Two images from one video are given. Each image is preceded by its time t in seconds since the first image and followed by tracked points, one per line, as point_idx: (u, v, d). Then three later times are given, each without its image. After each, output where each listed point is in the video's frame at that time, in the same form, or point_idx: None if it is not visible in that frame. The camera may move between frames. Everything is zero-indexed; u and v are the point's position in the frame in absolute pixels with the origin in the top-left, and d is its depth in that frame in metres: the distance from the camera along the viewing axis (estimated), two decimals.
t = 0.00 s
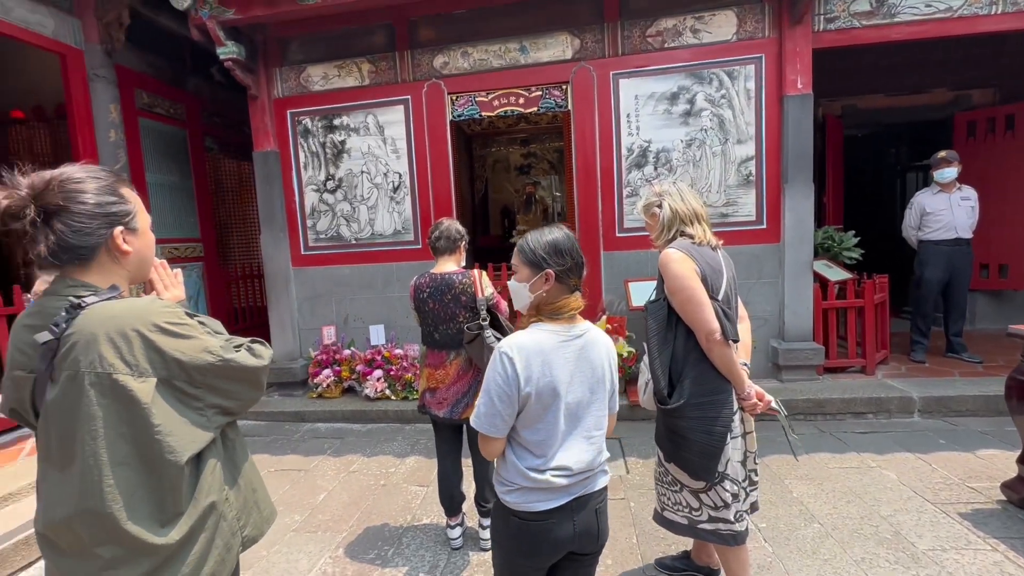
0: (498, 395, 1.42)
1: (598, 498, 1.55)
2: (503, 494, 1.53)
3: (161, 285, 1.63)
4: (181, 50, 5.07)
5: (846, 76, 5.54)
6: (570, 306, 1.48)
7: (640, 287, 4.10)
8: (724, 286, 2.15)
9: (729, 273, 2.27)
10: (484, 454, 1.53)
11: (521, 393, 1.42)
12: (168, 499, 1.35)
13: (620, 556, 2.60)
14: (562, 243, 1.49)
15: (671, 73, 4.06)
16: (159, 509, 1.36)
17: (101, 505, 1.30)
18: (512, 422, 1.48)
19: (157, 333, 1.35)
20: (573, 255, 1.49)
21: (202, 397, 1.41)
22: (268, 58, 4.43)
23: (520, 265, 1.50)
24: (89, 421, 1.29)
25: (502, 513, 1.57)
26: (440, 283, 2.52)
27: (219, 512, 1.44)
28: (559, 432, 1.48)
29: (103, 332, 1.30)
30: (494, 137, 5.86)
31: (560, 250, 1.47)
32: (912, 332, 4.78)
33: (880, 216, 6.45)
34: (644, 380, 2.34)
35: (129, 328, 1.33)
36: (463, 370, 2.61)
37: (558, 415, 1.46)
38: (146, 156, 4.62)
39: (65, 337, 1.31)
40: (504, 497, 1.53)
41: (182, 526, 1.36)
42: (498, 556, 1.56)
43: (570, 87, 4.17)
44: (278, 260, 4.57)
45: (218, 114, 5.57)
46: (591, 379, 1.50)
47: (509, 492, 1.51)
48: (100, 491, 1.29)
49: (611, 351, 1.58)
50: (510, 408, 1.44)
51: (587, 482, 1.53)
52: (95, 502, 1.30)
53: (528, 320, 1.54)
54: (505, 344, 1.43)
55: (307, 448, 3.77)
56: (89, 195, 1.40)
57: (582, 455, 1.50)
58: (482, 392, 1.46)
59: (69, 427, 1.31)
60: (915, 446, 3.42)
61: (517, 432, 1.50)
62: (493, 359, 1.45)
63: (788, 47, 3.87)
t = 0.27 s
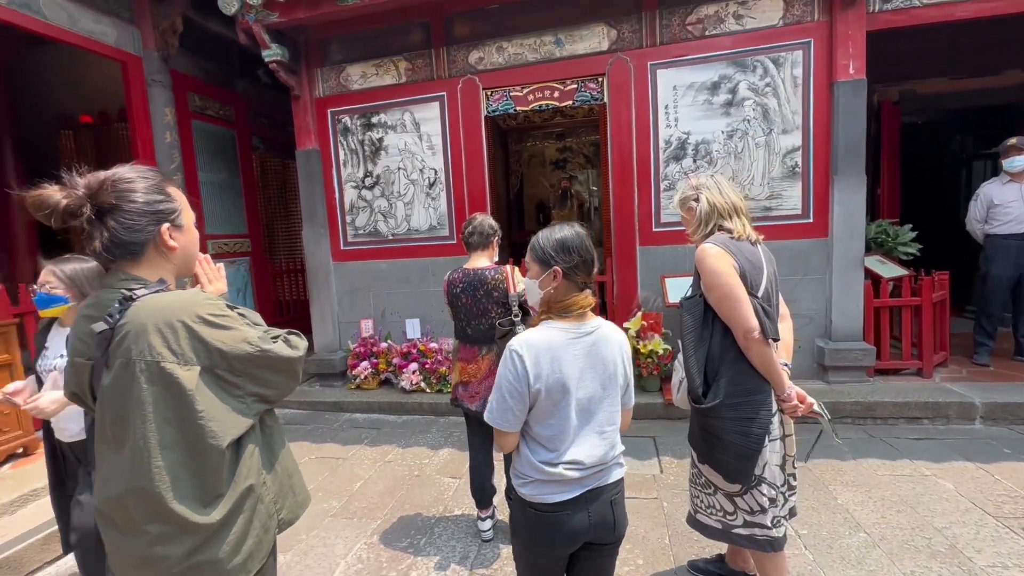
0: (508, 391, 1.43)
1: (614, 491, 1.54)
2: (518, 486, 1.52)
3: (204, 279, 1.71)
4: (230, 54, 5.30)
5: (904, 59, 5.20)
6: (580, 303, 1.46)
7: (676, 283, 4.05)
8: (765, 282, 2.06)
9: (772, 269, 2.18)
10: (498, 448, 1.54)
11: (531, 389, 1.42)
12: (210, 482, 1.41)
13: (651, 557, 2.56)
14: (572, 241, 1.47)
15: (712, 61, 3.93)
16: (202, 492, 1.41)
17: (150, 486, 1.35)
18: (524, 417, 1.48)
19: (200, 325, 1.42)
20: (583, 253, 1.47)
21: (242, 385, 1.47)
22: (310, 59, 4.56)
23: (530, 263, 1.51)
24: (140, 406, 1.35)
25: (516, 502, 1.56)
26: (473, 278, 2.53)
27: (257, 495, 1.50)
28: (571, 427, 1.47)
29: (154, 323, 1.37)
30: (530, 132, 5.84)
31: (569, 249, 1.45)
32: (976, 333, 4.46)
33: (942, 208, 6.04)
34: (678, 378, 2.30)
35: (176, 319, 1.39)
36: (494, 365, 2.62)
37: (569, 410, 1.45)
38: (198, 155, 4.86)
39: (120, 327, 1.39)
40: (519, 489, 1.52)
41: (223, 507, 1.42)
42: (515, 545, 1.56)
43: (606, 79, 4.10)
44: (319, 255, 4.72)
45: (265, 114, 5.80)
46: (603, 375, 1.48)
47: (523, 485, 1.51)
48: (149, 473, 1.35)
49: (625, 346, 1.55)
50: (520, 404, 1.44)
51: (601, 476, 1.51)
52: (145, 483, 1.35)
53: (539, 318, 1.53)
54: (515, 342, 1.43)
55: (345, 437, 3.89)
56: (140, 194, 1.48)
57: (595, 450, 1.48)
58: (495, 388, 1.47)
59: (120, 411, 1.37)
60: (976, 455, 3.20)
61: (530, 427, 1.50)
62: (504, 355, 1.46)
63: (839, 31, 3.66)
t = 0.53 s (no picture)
0: (512, 383, 1.45)
1: (619, 475, 1.53)
2: (525, 467, 1.54)
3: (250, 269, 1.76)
4: (282, 56, 5.52)
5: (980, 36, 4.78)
6: (580, 297, 1.45)
7: (720, 278, 3.91)
8: (812, 276, 1.95)
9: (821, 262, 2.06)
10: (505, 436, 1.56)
11: (533, 381, 1.43)
12: (251, 461, 1.44)
13: (686, 557, 2.49)
14: (571, 237, 1.46)
15: (762, 46, 3.75)
16: (244, 470, 1.44)
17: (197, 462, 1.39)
18: (529, 407, 1.49)
19: (245, 314, 1.44)
20: (582, 248, 1.46)
21: (280, 371, 1.48)
22: (355, 58, 4.69)
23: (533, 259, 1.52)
24: (190, 386, 1.39)
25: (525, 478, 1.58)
26: (509, 271, 2.54)
27: (294, 476, 1.52)
28: (575, 417, 1.47)
29: (201, 312, 1.41)
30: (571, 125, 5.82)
31: (568, 244, 1.45)
32: None
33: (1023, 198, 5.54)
34: (716, 376, 2.23)
35: (222, 308, 1.43)
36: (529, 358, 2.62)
37: (571, 399, 1.45)
38: (252, 153, 5.11)
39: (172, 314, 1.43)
40: (525, 470, 1.54)
41: (263, 485, 1.45)
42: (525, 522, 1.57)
43: (648, 68, 4.00)
44: (364, 248, 4.87)
45: (314, 112, 6.02)
46: (606, 367, 1.47)
47: (529, 468, 1.53)
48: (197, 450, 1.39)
49: (629, 338, 1.53)
50: (524, 395, 1.45)
51: (605, 462, 1.50)
52: (193, 459, 1.39)
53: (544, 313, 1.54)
54: (518, 335, 1.45)
55: (386, 425, 4.01)
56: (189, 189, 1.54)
57: (597, 438, 1.48)
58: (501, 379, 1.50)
59: (172, 391, 1.42)
60: None
61: (535, 416, 1.51)
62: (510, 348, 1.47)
63: (905, 8, 3.40)
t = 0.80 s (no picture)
0: (537, 368, 1.44)
1: (646, 462, 1.52)
2: (551, 451, 1.54)
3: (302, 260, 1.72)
4: (338, 55, 5.73)
5: None
6: (606, 286, 1.44)
7: (773, 272, 3.67)
8: (873, 270, 1.82)
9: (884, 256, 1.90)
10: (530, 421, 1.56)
11: (561, 368, 1.42)
12: (301, 437, 1.43)
13: (731, 559, 2.40)
14: (596, 226, 1.45)
15: (826, 26, 3.52)
16: (294, 445, 1.43)
17: (250, 437, 1.39)
18: (556, 393, 1.48)
19: (297, 300, 1.44)
20: (608, 237, 1.44)
21: (329, 355, 1.47)
22: (406, 54, 4.79)
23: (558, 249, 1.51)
24: (245, 365, 1.39)
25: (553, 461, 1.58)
26: (552, 263, 2.51)
27: (342, 455, 1.49)
28: (601, 403, 1.46)
29: (256, 295, 1.41)
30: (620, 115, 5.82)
31: (592, 233, 1.43)
32: None
33: None
34: (765, 373, 2.14)
35: (277, 293, 1.42)
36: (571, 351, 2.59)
37: (598, 386, 1.44)
38: (310, 149, 5.34)
39: (233, 298, 1.44)
40: (551, 454, 1.54)
41: (313, 461, 1.43)
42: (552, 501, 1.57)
43: (701, 54, 3.85)
44: (412, 240, 4.99)
45: (367, 109, 6.22)
46: (631, 355, 1.46)
47: (555, 453, 1.52)
48: (251, 424, 1.39)
49: (652, 327, 1.52)
50: (552, 381, 1.44)
51: (631, 449, 1.49)
52: (248, 433, 1.39)
53: (571, 303, 1.54)
54: (545, 322, 1.43)
55: (432, 413, 4.11)
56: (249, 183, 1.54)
57: (623, 425, 1.47)
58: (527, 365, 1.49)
59: (230, 369, 1.43)
60: None
61: (561, 402, 1.50)
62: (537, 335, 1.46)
63: None
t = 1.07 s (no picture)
0: (628, 372, 1.36)
1: (726, 463, 1.51)
2: (631, 456, 1.49)
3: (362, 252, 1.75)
4: (397, 53, 5.89)
5: None
6: (684, 279, 1.41)
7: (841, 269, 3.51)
8: (955, 267, 1.60)
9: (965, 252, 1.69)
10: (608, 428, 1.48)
11: (652, 369, 1.36)
12: (361, 417, 1.48)
13: (786, 566, 2.30)
14: (666, 218, 1.42)
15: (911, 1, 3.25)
16: (354, 425, 1.49)
17: (314, 415, 1.46)
18: (642, 397, 1.42)
19: (359, 290, 1.48)
20: (680, 229, 1.42)
21: (385, 342, 1.52)
22: (461, 49, 4.86)
23: (625, 245, 1.48)
24: (309, 349, 1.45)
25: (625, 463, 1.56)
26: (603, 257, 2.47)
27: (396, 437, 1.54)
28: (691, 403, 1.42)
29: (320, 284, 1.45)
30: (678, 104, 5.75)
31: (666, 225, 1.41)
32: None
33: None
34: (827, 375, 1.99)
35: (339, 283, 1.47)
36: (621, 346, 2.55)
37: (689, 386, 1.40)
38: (369, 144, 5.54)
39: (299, 286, 1.50)
40: (632, 460, 1.49)
41: (370, 441, 1.49)
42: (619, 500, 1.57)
43: (768, 37, 3.67)
44: (466, 233, 5.07)
45: (424, 105, 6.36)
46: (714, 351, 1.43)
47: (639, 459, 1.46)
48: (314, 404, 1.45)
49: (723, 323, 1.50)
50: (640, 385, 1.38)
51: (716, 447, 1.47)
52: (312, 412, 1.46)
53: (641, 300, 1.50)
54: (629, 322, 1.36)
55: (482, 402, 4.18)
56: (315, 179, 1.57)
57: (709, 424, 1.44)
58: (609, 369, 1.40)
59: (295, 353, 1.49)
60: None
61: (646, 406, 1.44)
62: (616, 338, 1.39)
63: None
